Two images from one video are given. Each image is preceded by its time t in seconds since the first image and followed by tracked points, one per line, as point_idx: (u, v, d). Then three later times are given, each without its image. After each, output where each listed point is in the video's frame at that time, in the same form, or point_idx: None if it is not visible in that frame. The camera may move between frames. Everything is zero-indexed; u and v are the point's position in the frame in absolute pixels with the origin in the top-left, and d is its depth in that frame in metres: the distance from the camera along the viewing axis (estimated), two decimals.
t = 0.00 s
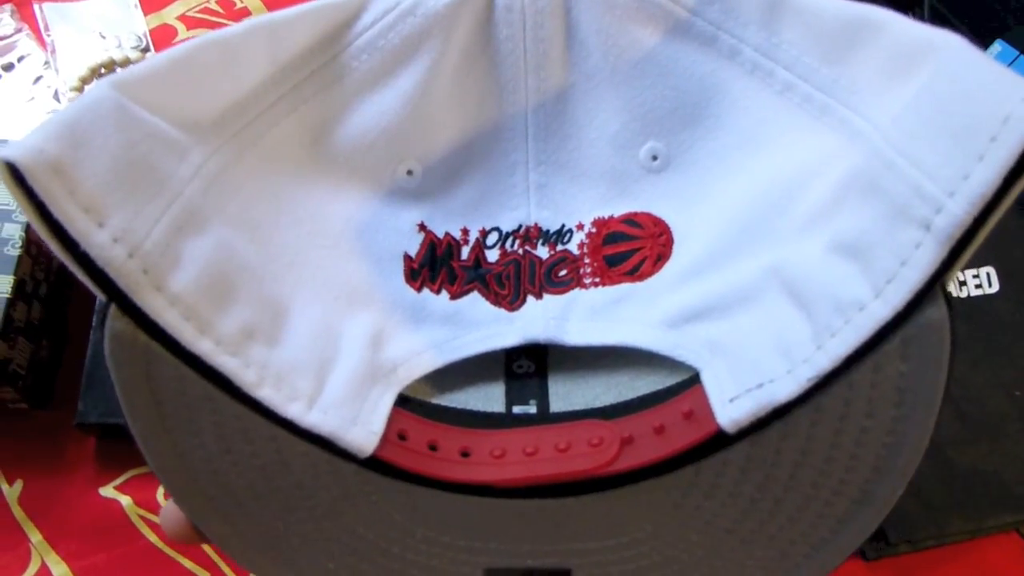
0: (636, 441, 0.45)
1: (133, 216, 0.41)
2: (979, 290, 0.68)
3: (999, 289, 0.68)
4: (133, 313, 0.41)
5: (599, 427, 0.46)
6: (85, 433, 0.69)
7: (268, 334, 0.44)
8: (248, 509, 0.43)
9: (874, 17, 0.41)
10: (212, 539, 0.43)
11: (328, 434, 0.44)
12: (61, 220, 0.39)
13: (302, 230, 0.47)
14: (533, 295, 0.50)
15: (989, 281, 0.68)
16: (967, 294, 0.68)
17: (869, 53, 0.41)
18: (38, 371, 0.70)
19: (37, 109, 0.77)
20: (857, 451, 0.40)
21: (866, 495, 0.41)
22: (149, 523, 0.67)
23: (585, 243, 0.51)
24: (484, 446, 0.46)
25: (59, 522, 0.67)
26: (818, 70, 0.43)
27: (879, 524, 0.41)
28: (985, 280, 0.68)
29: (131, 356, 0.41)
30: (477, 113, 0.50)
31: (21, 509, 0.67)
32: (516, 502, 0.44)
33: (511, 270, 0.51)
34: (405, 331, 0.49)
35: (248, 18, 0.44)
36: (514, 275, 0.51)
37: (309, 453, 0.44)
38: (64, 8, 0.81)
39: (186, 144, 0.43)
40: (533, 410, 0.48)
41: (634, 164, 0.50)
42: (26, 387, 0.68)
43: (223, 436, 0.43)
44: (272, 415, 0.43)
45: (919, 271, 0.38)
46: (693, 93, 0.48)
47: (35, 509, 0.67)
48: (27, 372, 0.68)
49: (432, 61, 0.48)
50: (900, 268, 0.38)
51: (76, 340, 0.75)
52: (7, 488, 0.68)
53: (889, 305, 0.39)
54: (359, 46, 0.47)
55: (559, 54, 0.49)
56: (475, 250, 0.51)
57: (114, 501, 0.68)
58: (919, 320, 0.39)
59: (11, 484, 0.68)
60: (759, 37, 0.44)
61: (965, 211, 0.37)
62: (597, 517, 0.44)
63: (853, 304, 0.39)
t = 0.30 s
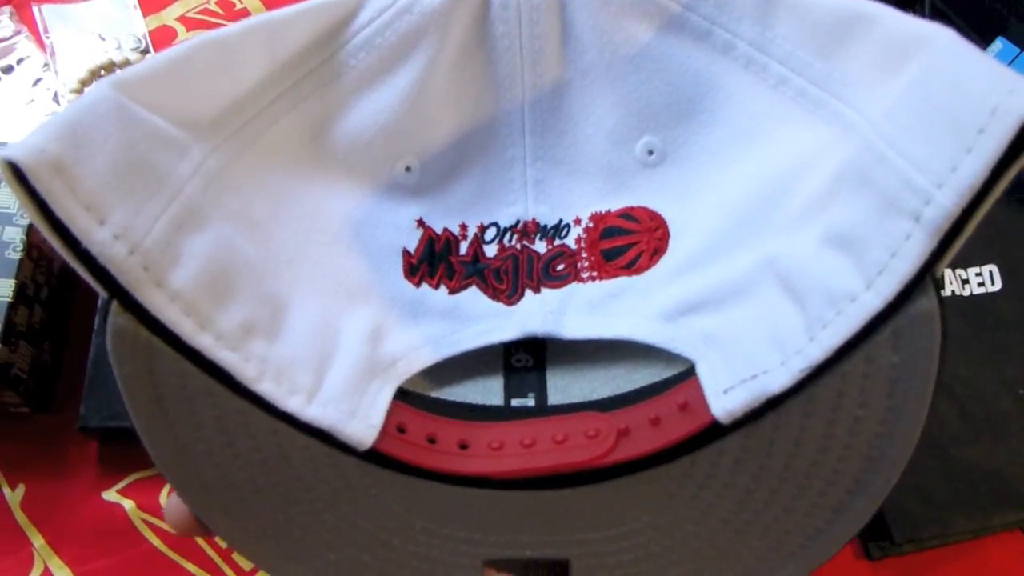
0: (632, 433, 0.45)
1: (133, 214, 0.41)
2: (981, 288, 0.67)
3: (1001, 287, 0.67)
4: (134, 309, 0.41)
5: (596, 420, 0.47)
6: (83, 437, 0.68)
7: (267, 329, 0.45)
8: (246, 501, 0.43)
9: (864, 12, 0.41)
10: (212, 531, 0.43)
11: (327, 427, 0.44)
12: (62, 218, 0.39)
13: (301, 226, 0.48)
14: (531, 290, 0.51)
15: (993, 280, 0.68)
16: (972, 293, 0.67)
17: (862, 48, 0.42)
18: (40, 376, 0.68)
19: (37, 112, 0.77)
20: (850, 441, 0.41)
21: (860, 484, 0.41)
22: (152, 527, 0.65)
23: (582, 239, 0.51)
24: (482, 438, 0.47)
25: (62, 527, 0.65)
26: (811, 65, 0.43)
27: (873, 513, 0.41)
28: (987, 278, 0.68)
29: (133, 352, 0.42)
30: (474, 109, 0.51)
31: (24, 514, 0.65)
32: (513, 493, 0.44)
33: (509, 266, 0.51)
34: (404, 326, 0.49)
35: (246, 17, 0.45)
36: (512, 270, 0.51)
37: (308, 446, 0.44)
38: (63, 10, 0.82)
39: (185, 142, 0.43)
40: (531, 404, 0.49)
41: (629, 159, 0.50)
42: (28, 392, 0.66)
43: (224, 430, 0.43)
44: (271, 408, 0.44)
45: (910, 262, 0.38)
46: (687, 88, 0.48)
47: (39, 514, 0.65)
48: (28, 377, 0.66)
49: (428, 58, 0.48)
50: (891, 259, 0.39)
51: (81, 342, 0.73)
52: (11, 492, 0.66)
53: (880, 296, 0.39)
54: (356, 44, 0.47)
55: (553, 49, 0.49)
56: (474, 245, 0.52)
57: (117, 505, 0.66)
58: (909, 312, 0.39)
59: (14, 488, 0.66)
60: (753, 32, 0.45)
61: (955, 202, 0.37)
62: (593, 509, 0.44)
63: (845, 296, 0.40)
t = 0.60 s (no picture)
0: (599, 343, 0.48)
1: (139, 159, 0.44)
2: (981, 272, 0.71)
3: (1000, 272, 0.71)
4: (145, 246, 0.44)
5: (571, 333, 0.49)
6: (87, 425, 0.74)
7: (267, 258, 0.47)
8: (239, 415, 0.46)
9: None
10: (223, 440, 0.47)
11: (324, 345, 0.47)
12: (76, 165, 0.42)
13: (295, 167, 0.50)
14: (512, 215, 0.53)
15: (994, 267, 0.71)
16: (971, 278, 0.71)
17: None
18: (42, 367, 0.75)
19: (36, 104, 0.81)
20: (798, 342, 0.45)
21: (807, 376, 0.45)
22: (157, 517, 0.71)
23: (561, 167, 0.54)
24: (466, 352, 0.49)
25: (65, 520, 0.71)
26: None
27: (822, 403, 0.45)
28: (987, 263, 0.71)
29: (146, 279, 0.45)
30: (456, 53, 0.54)
31: (28, 505, 0.72)
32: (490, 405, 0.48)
33: (492, 194, 0.54)
34: (392, 253, 0.51)
35: None
36: (495, 198, 0.54)
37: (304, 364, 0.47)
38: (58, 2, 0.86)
39: (183, 90, 0.45)
40: (513, 322, 0.51)
41: (606, 91, 0.53)
42: (31, 382, 0.73)
43: (234, 350, 0.46)
44: (275, 330, 0.47)
45: (841, 188, 0.42)
46: (656, 21, 0.51)
47: (42, 505, 0.72)
48: (31, 368, 0.73)
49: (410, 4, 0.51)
50: (825, 186, 0.43)
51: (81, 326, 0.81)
52: (14, 484, 0.72)
53: (815, 220, 0.43)
54: None
55: None
56: (460, 176, 0.54)
57: (121, 495, 0.72)
58: (844, 235, 0.44)
59: (17, 480, 0.73)
60: None
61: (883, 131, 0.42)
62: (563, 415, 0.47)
63: (785, 220, 0.44)
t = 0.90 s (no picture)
0: (567, 238, 0.55)
1: (151, 74, 0.50)
2: (980, 252, 0.88)
3: (998, 252, 0.88)
4: (157, 147, 0.51)
5: (540, 231, 0.56)
6: (96, 405, 0.84)
7: (268, 166, 0.55)
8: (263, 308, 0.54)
9: None
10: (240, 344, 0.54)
11: (319, 242, 0.55)
12: (96, 77, 0.48)
13: (287, 89, 0.57)
14: (491, 136, 0.60)
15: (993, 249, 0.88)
16: (969, 257, 0.88)
17: None
18: (50, 347, 0.86)
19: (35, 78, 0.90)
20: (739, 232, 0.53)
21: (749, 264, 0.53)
22: (164, 495, 0.81)
23: (533, 91, 0.60)
24: (448, 252, 0.57)
25: (72, 497, 0.81)
26: None
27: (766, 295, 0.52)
28: (986, 244, 0.89)
29: (160, 186, 0.53)
30: None
31: (38, 483, 0.82)
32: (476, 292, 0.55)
33: (472, 118, 0.61)
34: (382, 170, 0.59)
35: None
36: (474, 121, 0.61)
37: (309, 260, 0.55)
38: None
39: (187, 19, 0.51)
40: (493, 228, 0.58)
41: (570, 18, 0.59)
42: (40, 362, 0.84)
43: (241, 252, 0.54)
44: (276, 229, 0.55)
45: (765, 70, 0.50)
46: None
47: (49, 480, 0.82)
48: (38, 349, 0.84)
49: None
50: (751, 71, 0.50)
51: (87, 309, 0.92)
52: (25, 464, 0.83)
53: (745, 101, 0.50)
54: None
55: None
56: (442, 103, 0.61)
57: (128, 474, 0.82)
58: (770, 116, 0.52)
59: (28, 460, 0.83)
60: None
61: (791, 17, 0.49)
62: (543, 298, 0.55)
63: (721, 107, 0.51)
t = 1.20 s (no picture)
0: (573, 226, 0.55)
1: (157, 57, 0.50)
2: (984, 249, 0.88)
3: (1002, 250, 0.88)
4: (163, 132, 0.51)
5: (546, 219, 0.56)
6: (107, 391, 0.86)
7: (273, 152, 0.55)
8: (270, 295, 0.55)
9: None
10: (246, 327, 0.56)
11: (325, 228, 0.55)
12: (101, 59, 0.48)
13: (292, 74, 0.57)
14: (496, 122, 0.61)
15: (996, 245, 0.89)
16: (973, 254, 0.88)
17: None
18: (62, 333, 0.87)
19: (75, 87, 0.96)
20: (745, 220, 0.51)
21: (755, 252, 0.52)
22: (173, 480, 0.82)
23: (539, 76, 0.61)
24: (454, 239, 0.57)
25: (83, 481, 0.82)
26: None
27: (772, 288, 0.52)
28: (989, 242, 0.89)
29: (165, 170, 0.52)
30: None
31: (48, 466, 0.83)
32: (479, 278, 0.55)
33: (478, 104, 0.62)
34: (387, 154, 0.60)
35: None
36: (480, 107, 0.62)
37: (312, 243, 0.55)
38: None
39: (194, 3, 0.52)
40: (498, 215, 0.59)
41: (576, 4, 0.61)
42: (51, 348, 0.85)
43: (243, 235, 0.54)
44: (282, 215, 0.55)
45: (774, 58, 0.47)
46: None
47: (60, 463, 0.83)
48: (50, 334, 0.85)
49: None
50: (760, 58, 0.48)
51: (98, 295, 0.93)
52: (37, 448, 0.84)
53: (754, 90, 0.49)
54: None
55: None
56: (448, 88, 0.62)
57: (138, 459, 0.83)
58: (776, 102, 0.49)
59: (39, 444, 0.84)
60: None
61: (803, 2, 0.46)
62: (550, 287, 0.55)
63: (728, 94, 0.49)
